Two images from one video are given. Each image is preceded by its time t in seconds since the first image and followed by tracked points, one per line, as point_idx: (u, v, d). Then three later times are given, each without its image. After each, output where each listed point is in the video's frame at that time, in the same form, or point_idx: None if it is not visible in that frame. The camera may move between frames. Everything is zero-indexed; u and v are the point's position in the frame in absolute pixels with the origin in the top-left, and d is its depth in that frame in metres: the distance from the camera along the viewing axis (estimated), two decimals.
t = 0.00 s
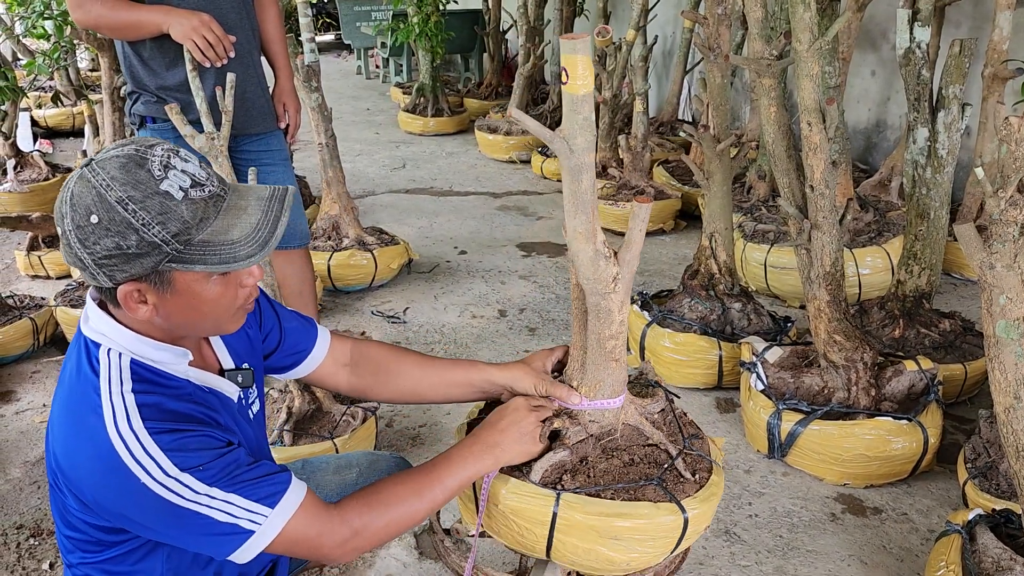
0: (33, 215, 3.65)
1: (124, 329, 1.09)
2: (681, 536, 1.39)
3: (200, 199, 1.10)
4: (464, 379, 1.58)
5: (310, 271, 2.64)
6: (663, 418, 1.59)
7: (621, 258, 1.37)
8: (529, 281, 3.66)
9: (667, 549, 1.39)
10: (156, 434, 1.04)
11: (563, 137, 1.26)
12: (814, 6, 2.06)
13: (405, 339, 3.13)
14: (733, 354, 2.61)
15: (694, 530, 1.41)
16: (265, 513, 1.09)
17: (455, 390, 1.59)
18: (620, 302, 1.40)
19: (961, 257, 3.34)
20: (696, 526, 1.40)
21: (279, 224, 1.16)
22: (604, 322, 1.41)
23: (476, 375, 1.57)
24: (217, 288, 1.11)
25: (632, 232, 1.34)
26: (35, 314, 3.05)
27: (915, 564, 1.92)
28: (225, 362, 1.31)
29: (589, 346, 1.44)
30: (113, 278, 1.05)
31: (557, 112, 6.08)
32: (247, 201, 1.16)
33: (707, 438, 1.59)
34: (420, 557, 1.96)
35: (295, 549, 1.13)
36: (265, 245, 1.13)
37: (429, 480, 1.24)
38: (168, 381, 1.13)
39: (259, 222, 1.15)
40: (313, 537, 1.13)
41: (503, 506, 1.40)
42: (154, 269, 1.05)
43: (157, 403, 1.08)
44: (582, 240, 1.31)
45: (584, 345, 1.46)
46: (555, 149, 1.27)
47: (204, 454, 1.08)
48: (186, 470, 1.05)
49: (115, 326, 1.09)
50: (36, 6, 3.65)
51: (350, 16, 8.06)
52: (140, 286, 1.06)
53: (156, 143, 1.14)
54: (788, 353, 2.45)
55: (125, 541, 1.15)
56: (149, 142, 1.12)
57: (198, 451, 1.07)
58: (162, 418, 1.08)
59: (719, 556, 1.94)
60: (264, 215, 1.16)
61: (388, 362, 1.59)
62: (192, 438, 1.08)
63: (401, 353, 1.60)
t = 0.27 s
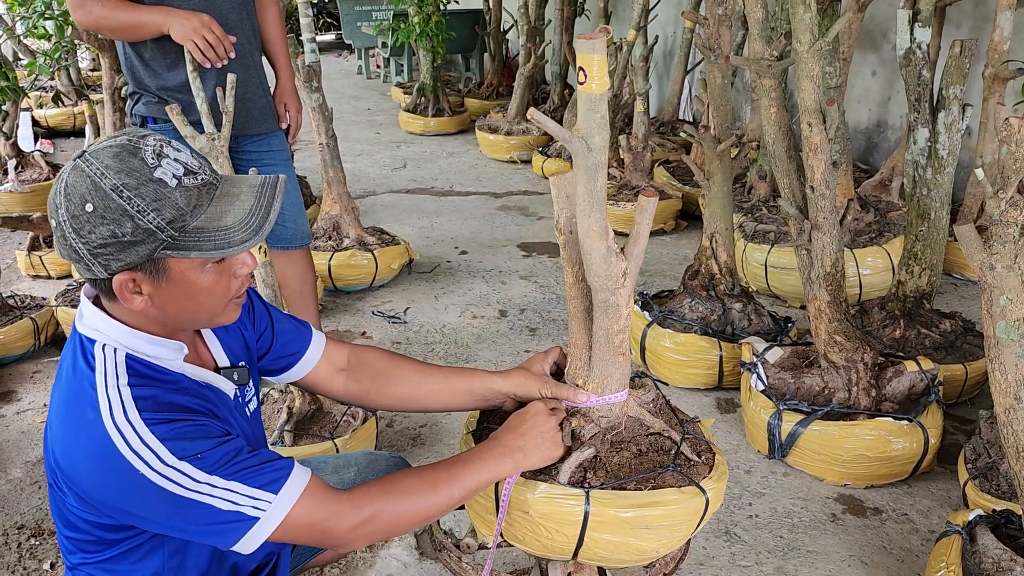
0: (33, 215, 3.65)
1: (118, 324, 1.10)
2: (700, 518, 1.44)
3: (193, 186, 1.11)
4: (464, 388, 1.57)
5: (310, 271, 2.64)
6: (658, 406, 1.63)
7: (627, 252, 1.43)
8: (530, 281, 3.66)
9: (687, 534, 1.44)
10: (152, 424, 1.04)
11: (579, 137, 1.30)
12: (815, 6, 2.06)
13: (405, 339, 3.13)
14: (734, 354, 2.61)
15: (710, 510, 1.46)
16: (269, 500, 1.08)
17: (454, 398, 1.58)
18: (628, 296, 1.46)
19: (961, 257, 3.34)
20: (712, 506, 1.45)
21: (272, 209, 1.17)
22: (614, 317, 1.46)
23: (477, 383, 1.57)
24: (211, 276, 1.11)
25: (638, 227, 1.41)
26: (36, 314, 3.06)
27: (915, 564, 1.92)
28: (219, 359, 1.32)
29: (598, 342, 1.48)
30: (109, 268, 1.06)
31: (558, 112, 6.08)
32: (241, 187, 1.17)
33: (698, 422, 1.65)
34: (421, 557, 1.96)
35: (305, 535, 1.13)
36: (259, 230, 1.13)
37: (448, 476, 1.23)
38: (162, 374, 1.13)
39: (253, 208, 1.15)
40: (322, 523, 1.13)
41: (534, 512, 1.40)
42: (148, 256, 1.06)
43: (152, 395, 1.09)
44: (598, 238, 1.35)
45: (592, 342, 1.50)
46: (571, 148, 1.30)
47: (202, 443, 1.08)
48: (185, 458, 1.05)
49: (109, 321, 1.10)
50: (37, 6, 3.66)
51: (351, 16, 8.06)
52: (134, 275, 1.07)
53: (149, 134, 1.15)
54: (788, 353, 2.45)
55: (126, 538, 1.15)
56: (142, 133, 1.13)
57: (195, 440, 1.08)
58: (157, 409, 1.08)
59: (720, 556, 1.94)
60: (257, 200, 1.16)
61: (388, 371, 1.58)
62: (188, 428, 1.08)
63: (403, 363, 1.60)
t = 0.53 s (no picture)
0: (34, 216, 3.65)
1: (114, 318, 1.09)
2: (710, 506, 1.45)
3: (188, 176, 1.11)
4: (461, 380, 1.57)
5: (311, 272, 2.65)
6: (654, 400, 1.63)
7: (631, 248, 1.45)
8: (531, 281, 3.66)
9: (698, 522, 1.45)
10: (152, 415, 1.04)
11: (588, 133, 1.31)
12: (816, 6, 2.06)
13: (406, 339, 3.13)
14: (735, 354, 2.61)
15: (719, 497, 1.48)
16: (275, 487, 1.07)
17: (453, 394, 1.57)
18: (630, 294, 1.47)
19: (962, 257, 3.34)
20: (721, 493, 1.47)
21: (266, 201, 1.17)
22: (619, 314, 1.46)
23: (474, 377, 1.56)
24: (205, 269, 1.12)
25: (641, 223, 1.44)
26: (36, 315, 3.06)
27: (916, 565, 1.91)
28: (216, 358, 1.33)
29: (602, 339, 1.47)
30: (103, 259, 1.05)
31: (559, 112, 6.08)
32: (233, 179, 1.17)
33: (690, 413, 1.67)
34: (421, 558, 1.95)
35: (314, 521, 1.11)
36: (254, 220, 1.14)
37: (460, 466, 1.21)
38: (160, 369, 1.13)
39: (247, 199, 1.15)
40: (328, 508, 1.11)
41: (555, 514, 1.38)
42: (143, 247, 1.05)
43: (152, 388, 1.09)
44: (607, 235, 1.36)
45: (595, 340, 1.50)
46: (582, 145, 1.31)
47: (203, 432, 1.08)
48: (187, 447, 1.05)
49: (105, 316, 1.09)
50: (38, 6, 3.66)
51: (352, 16, 8.06)
52: (128, 266, 1.06)
53: (141, 126, 1.14)
54: (789, 353, 2.45)
55: (129, 536, 1.15)
56: (134, 125, 1.13)
57: (196, 430, 1.07)
58: (157, 402, 1.08)
59: (721, 557, 1.94)
60: (250, 191, 1.17)
61: (389, 368, 1.58)
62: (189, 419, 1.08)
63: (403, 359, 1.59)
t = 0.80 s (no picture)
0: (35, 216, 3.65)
1: (123, 320, 1.09)
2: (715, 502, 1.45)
3: (199, 180, 1.11)
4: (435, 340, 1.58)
5: (312, 273, 2.65)
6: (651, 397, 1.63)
7: (632, 246, 1.47)
8: (531, 281, 3.66)
9: (703, 519, 1.45)
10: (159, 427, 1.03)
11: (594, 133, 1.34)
12: (817, 7, 2.06)
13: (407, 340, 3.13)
14: (735, 355, 2.60)
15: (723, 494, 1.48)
16: (267, 519, 1.04)
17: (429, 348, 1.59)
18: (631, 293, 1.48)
19: (963, 258, 3.34)
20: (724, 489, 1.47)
21: (276, 206, 1.17)
22: (620, 313, 1.48)
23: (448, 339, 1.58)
24: (213, 272, 1.12)
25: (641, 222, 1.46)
26: (37, 315, 3.06)
27: (916, 567, 1.91)
28: (220, 359, 1.32)
29: (604, 338, 1.49)
30: (112, 262, 1.05)
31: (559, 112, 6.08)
32: (244, 182, 1.17)
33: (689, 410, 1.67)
34: (422, 559, 1.95)
35: (297, 559, 1.08)
36: (263, 225, 1.14)
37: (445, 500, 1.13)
38: (168, 378, 1.12)
39: (257, 204, 1.15)
40: (312, 551, 1.07)
41: (563, 513, 1.37)
42: (153, 251, 1.06)
43: (159, 398, 1.08)
44: (610, 235, 1.39)
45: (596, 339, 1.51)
46: (587, 145, 1.34)
47: (207, 452, 1.06)
48: (188, 465, 1.03)
49: (114, 318, 1.10)
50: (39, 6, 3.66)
51: (352, 17, 8.07)
52: (137, 270, 1.07)
53: (152, 129, 1.15)
54: (790, 354, 2.44)
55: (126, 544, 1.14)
56: (146, 128, 1.13)
57: (200, 448, 1.06)
58: (164, 413, 1.07)
59: (721, 558, 1.94)
60: (261, 195, 1.17)
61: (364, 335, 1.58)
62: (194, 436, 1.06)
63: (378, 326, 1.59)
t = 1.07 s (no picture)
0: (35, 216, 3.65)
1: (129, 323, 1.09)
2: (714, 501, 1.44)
3: (213, 184, 1.11)
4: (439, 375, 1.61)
5: (312, 273, 2.66)
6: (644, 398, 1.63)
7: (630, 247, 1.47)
8: (531, 282, 3.66)
9: (703, 518, 1.44)
10: (149, 444, 1.02)
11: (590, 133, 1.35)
12: (817, 8, 2.06)
13: (407, 340, 3.13)
14: (735, 356, 2.60)
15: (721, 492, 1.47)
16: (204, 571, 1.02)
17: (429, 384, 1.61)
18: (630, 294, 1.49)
19: (963, 259, 3.34)
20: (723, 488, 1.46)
21: (288, 211, 1.18)
22: (619, 313, 1.49)
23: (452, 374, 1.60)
24: (223, 275, 1.12)
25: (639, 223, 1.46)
26: (37, 316, 3.06)
27: (916, 568, 1.91)
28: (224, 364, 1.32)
29: (603, 339, 1.50)
30: (124, 262, 1.05)
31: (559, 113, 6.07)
32: (257, 187, 1.18)
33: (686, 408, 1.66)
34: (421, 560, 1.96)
35: None
36: (274, 230, 1.15)
37: None
38: (169, 389, 1.11)
39: (269, 208, 1.16)
40: None
41: (562, 515, 1.37)
42: (166, 252, 1.06)
43: (156, 409, 1.07)
44: (608, 236, 1.40)
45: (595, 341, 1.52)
46: (586, 146, 1.35)
47: (187, 482, 1.04)
48: (165, 491, 1.01)
49: (122, 319, 1.09)
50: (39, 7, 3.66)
51: (353, 17, 8.07)
52: (149, 270, 1.07)
53: (167, 130, 1.15)
54: (790, 355, 2.44)
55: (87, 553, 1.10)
56: (161, 129, 1.13)
57: (183, 475, 1.03)
58: (158, 427, 1.05)
59: (721, 559, 1.94)
60: (273, 200, 1.18)
61: (369, 361, 1.59)
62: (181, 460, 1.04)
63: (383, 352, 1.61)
